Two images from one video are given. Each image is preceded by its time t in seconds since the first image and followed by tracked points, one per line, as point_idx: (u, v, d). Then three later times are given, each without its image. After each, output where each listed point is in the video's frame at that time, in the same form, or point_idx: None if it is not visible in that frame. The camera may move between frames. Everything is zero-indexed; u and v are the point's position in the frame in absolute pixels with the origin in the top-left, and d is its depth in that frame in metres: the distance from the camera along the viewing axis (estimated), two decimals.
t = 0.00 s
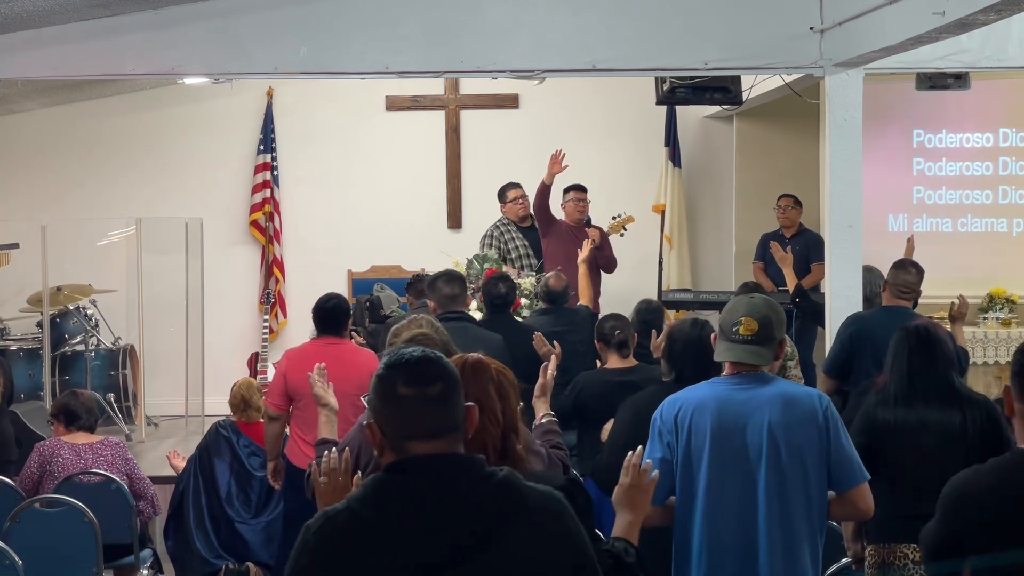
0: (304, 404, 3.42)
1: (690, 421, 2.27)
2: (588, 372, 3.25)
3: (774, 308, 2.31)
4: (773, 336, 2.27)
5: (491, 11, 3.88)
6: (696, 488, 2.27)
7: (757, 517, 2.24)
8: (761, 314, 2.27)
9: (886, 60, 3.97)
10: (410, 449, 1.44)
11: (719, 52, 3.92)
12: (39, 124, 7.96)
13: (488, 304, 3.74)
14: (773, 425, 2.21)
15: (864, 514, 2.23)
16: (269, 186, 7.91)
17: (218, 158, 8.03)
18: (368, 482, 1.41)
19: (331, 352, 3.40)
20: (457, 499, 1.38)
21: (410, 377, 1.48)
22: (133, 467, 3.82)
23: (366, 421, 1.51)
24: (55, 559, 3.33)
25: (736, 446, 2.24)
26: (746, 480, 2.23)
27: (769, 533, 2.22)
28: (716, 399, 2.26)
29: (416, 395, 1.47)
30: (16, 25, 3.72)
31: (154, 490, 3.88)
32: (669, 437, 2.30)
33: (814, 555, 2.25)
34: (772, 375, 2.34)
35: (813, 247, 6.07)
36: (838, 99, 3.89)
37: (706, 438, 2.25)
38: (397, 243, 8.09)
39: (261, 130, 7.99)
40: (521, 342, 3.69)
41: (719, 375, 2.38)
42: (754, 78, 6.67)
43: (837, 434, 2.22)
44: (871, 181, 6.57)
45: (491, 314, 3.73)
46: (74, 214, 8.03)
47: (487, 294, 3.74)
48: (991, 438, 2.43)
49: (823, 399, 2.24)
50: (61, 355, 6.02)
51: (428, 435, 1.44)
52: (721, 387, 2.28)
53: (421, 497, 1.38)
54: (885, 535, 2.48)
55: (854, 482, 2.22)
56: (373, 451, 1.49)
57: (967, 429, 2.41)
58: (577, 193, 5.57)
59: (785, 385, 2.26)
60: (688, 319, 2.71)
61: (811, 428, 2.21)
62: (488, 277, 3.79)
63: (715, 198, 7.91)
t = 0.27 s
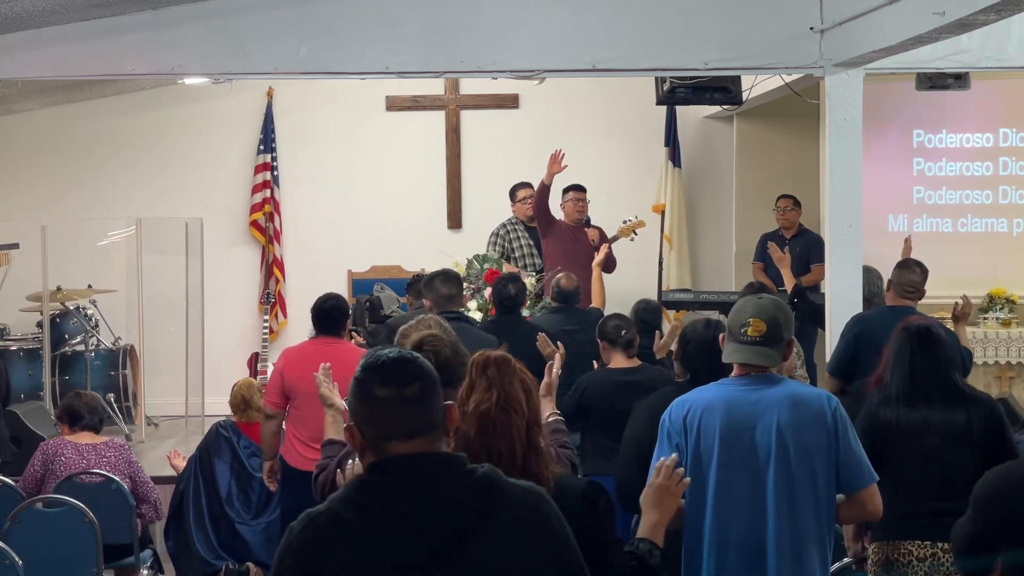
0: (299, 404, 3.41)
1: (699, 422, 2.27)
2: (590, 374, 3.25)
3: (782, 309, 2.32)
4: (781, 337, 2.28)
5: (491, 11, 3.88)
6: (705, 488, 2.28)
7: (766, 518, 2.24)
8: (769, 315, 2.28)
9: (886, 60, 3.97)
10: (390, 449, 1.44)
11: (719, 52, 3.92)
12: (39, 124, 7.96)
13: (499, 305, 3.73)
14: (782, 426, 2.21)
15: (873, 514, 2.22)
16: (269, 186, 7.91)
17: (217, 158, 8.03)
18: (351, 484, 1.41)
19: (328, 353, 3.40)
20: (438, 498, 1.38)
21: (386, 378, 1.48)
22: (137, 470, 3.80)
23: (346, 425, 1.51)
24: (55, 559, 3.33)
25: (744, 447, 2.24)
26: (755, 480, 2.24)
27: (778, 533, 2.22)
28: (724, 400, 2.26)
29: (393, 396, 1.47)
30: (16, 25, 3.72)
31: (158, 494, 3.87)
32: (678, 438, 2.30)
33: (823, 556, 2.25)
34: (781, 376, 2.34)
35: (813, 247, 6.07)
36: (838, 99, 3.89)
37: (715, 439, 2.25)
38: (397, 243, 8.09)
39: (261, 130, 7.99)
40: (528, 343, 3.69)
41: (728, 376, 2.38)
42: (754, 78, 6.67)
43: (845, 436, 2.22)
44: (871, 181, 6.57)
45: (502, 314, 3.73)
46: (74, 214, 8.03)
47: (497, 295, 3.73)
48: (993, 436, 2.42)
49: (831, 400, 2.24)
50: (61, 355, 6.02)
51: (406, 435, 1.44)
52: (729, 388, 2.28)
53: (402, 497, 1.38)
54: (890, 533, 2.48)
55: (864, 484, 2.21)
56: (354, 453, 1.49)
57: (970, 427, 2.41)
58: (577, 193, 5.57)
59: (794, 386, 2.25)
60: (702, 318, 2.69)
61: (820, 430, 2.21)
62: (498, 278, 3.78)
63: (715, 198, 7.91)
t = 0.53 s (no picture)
0: (291, 405, 3.41)
1: (707, 423, 2.27)
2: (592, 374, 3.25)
3: (790, 310, 2.32)
4: (789, 338, 2.28)
5: (491, 11, 3.88)
6: (713, 489, 2.28)
7: (774, 518, 2.24)
8: (776, 316, 2.28)
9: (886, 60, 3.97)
10: (378, 450, 1.44)
11: (719, 52, 3.92)
12: (39, 124, 7.96)
13: (507, 305, 3.71)
14: (790, 427, 2.22)
15: (880, 515, 2.23)
16: (269, 186, 7.90)
17: (218, 158, 8.03)
18: (341, 485, 1.42)
19: (320, 354, 3.40)
20: (430, 498, 1.38)
21: (371, 380, 1.48)
22: (139, 471, 3.80)
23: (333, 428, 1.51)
24: (55, 559, 3.33)
25: (753, 448, 2.24)
26: (763, 481, 2.24)
27: (786, 534, 2.22)
28: (733, 401, 2.26)
29: (378, 397, 1.47)
30: (16, 25, 3.72)
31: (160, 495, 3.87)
32: (686, 439, 2.30)
33: (831, 558, 2.25)
34: (788, 377, 2.34)
35: (812, 247, 6.07)
36: (838, 99, 3.89)
37: (723, 440, 2.25)
38: (397, 243, 8.09)
39: (260, 130, 7.99)
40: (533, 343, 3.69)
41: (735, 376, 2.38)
42: (754, 78, 6.66)
43: (853, 436, 2.22)
44: (871, 181, 6.57)
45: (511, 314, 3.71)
46: (74, 214, 8.03)
47: (506, 296, 3.70)
48: (993, 437, 2.43)
49: (839, 402, 2.24)
50: (61, 355, 6.01)
51: (394, 435, 1.44)
52: (738, 389, 2.28)
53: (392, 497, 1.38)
54: (892, 537, 2.48)
55: (871, 485, 2.21)
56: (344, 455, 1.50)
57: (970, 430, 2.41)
58: (576, 194, 5.57)
59: (803, 387, 2.26)
60: (711, 319, 2.72)
61: (828, 431, 2.21)
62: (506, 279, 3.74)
63: (715, 198, 7.92)
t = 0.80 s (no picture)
0: (279, 406, 3.41)
1: (710, 424, 2.28)
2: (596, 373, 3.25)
3: (793, 310, 2.32)
4: (792, 338, 2.28)
5: (491, 11, 3.88)
6: (716, 489, 2.28)
7: (777, 518, 2.24)
8: (780, 317, 2.28)
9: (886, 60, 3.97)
10: (378, 452, 1.44)
11: (719, 52, 3.92)
12: (39, 124, 7.96)
13: (515, 306, 3.70)
14: (793, 427, 2.22)
15: (884, 517, 2.22)
16: (269, 186, 7.90)
17: (217, 158, 8.03)
18: (340, 489, 1.41)
19: (304, 354, 3.40)
20: (433, 499, 1.38)
21: (369, 382, 1.48)
22: (138, 470, 3.80)
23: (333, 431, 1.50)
24: (55, 559, 3.33)
25: (756, 448, 2.24)
26: (766, 481, 2.24)
27: (789, 534, 2.22)
28: (736, 402, 2.27)
29: (377, 399, 1.47)
30: (16, 25, 3.72)
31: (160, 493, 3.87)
32: (690, 439, 2.31)
33: (834, 559, 2.24)
34: (792, 378, 2.34)
35: (812, 247, 6.07)
36: (838, 99, 3.89)
37: (726, 441, 2.25)
38: (397, 244, 8.09)
39: (260, 130, 7.99)
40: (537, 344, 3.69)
41: (739, 376, 2.38)
42: (754, 78, 6.67)
43: (857, 437, 2.22)
44: (871, 181, 6.57)
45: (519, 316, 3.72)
46: (74, 214, 8.03)
47: (514, 296, 3.69)
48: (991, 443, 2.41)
49: (843, 402, 2.23)
50: (61, 355, 6.01)
51: (392, 437, 1.44)
52: (741, 389, 2.28)
53: (391, 501, 1.37)
54: (890, 545, 2.49)
55: (875, 485, 2.21)
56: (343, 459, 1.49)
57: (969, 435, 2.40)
58: (575, 194, 5.57)
59: (806, 388, 2.25)
60: (719, 320, 2.72)
61: (831, 431, 2.21)
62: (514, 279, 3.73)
63: (715, 198, 7.92)
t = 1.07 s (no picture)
0: (266, 406, 3.38)
1: (709, 424, 2.28)
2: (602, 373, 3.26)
3: (794, 311, 2.32)
4: (792, 339, 2.28)
5: (491, 11, 3.88)
6: (715, 489, 2.28)
7: (777, 519, 2.24)
8: (780, 317, 2.28)
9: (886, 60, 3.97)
10: (393, 453, 1.44)
11: (719, 52, 3.92)
12: (38, 124, 7.96)
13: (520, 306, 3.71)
14: (792, 428, 2.22)
15: (884, 517, 2.22)
16: (269, 186, 7.90)
17: (217, 158, 8.03)
18: (354, 489, 1.41)
19: (288, 352, 3.40)
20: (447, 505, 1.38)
21: (386, 382, 1.49)
22: (137, 464, 3.81)
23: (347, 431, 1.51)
24: (56, 559, 3.33)
25: (755, 449, 2.24)
26: (765, 482, 2.24)
27: (788, 534, 2.22)
28: (735, 402, 2.27)
29: (392, 399, 1.47)
30: (16, 25, 3.72)
31: (160, 489, 3.88)
32: (689, 440, 2.31)
33: (834, 560, 2.24)
34: (792, 378, 2.34)
35: (812, 247, 6.07)
36: (838, 99, 3.89)
37: (726, 441, 2.26)
38: (397, 243, 8.09)
39: (260, 130, 7.99)
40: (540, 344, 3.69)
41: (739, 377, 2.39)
42: (754, 78, 6.67)
43: (856, 437, 2.22)
44: (871, 181, 6.57)
45: (524, 315, 3.73)
46: (74, 214, 8.03)
47: (518, 296, 3.70)
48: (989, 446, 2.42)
49: (843, 403, 2.23)
50: (61, 355, 6.01)
51: (408, 438, 1.44)
52: (741, 390, 2.28)
53: (407, 502, 1.37)
54: (888, 549, 2.46)
55: (875, 485, 2.21)
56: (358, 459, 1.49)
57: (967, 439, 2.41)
58: (575, 193, 5.57)
59: (806, 388, 2.25)
60: (722, 319, 2.74)
61: (830, 432, 2.21)
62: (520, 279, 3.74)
63: (715, 198, 7.92)
